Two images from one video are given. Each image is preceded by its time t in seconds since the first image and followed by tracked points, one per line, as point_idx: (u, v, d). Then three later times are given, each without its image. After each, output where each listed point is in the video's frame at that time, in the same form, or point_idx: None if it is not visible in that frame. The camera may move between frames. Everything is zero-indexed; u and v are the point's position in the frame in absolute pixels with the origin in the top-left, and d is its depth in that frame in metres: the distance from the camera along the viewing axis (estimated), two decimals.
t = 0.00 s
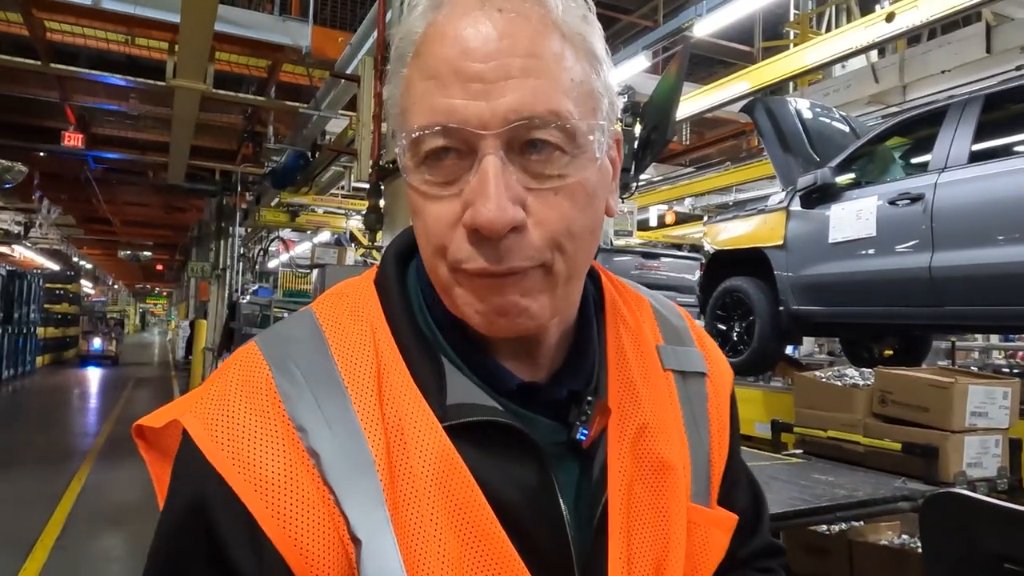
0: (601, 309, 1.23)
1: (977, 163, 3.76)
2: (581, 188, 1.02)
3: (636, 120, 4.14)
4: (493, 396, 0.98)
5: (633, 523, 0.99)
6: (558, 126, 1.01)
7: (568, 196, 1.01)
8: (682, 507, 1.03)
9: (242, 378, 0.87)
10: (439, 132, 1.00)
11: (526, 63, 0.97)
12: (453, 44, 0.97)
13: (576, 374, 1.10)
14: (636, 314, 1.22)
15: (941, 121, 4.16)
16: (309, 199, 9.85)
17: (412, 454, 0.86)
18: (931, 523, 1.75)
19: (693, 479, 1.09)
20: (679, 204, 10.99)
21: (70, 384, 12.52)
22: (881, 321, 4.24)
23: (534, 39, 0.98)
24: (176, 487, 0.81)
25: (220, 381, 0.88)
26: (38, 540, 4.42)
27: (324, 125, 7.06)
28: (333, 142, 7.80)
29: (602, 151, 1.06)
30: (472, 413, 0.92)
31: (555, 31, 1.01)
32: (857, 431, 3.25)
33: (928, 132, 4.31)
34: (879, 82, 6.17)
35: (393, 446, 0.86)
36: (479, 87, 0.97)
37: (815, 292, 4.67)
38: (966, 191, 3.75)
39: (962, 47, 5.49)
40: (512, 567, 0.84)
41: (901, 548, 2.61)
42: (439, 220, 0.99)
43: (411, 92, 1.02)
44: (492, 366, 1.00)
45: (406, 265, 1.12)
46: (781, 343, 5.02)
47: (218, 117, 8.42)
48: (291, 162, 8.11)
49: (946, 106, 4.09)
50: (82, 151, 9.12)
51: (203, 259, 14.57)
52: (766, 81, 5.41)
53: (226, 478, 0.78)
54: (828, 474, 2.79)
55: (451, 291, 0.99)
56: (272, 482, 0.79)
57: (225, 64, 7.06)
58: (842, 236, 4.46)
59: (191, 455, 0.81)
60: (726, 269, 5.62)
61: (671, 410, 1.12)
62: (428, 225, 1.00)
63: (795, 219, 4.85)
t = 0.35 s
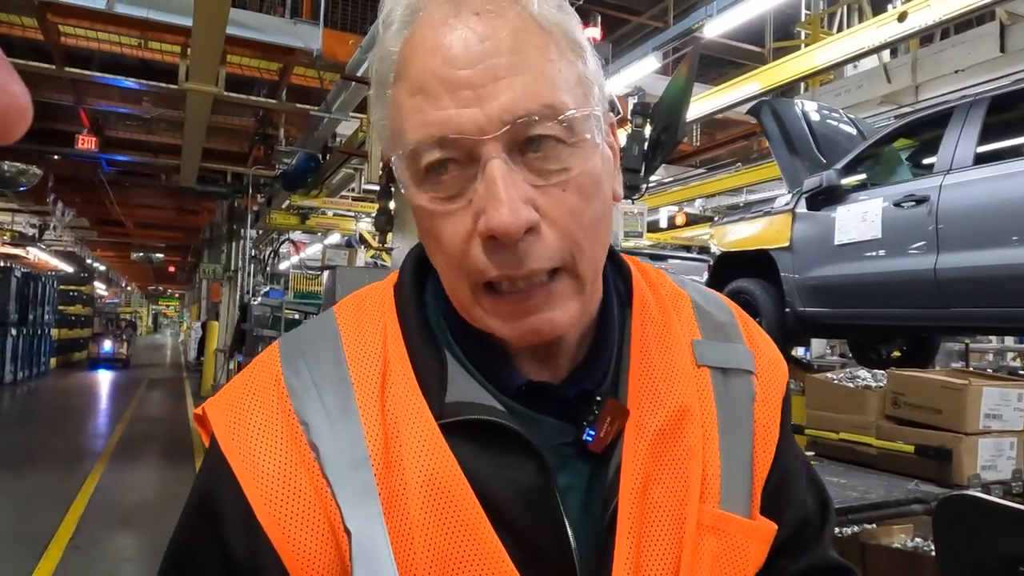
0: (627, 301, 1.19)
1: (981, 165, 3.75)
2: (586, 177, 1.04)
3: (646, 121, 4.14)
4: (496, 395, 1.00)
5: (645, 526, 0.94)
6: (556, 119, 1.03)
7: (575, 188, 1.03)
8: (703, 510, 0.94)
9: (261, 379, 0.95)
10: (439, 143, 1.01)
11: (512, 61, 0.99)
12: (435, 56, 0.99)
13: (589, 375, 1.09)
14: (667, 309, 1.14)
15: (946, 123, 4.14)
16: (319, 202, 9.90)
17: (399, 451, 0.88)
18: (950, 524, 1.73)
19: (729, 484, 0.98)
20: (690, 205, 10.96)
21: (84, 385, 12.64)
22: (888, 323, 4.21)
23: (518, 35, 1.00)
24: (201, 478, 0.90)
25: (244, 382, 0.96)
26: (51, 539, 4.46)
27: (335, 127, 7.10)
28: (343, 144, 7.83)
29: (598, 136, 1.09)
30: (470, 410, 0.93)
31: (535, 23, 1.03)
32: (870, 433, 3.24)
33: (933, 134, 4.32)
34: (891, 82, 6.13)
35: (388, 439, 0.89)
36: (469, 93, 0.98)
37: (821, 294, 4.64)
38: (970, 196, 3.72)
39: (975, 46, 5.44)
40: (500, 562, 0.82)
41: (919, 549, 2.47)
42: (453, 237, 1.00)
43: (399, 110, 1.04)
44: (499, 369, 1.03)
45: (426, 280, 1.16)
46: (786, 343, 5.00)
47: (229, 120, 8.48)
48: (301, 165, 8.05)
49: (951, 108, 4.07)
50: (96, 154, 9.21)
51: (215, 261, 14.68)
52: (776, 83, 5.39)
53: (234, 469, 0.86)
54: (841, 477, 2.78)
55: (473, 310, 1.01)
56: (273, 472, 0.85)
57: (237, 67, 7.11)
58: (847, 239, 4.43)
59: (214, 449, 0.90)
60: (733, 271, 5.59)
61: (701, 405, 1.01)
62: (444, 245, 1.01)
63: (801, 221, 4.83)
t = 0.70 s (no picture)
0: (664, 298, 1.21)
1: (985, 166, 3.70)
2: (626, 170, 1.04)
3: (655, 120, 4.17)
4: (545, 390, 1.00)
5: (692, 518, 0.94)
6: (597, 112, 1.02)
7: (615, 180, 1.03)
8: (750, 501, 0.96)
9: (312, 377, 0.94)
10: (483, 135, 1.02)
11: (557, 57, 0.99)
12: (483, 50, 1.00)
13: (631, 367, 1.10)
14: (701, 306, 1.16)
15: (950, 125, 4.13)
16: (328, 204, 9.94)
17: (456, 446, 0.87)
18: (963, 525, 1.73)
19: (768, 473, 1.00)
20: (699, 205, 10.94)
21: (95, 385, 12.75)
22: (898, 324, 4.18)
23: (564, 38, 1.00)
24: (255, 475, 0.87)
25: (292, 382, 0.95)
26: (64, 539, 4.49)
27: (344, 129, 7.12)
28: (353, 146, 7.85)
29: (639, 130, 1.08)
30: (523, 403, 0.94)
31: (579, 19, 1.03)
32: (884, 435, 3.22)
33: (939, 135, 4.30)
34: (902, 82, 6.08)
35: (444, 434, 0.88)
36: (514, 87, 0.99)
37: (828, 295, 4.61)
38: (970, 198, 3.69)
39: (987, 45, 5.37)
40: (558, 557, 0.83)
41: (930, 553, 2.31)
42: (496, 223, 1.01)
43: (449, 103, 1.05)
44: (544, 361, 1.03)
45: (467, 271, 1.15)
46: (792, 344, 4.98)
47: (239, 122, 8.55)
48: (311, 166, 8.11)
49: (956, 109, 4.05)
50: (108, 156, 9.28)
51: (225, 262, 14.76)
52: (785, 83, 5.37)
53: (294, 464, 0.84)
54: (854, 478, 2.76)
55: (512, 296, 1.01)
56: (334, 467, 0.84)
57: (247, 69, 7.12)
58: (852, 240, 4.40)
59: (266, 447, 0.88)
60: (738, 274, 5.55)
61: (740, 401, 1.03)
62: (487, 229, 1.03)
63: (806, 223, 4.80)
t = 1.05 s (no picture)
0: (718, 308, 1.23)
1: (997, 169, 3.67)
2: (683, 179, 1.05)
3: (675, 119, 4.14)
4: (615, 382, 0.99)
5: (763, 516, 0.94)
6: (657, 124, 1.03)
7: (672, 189, 1.04)
8: (811, 503, 0.99)
9: (395, 372, 0.89)
10: (546, 143, 1.02)
11: (620, 69, 1.00)
12: (547, 60, 1.00)
13: (695, 371, 1.10)
14: (752, 312, 1.21)
15: (963, 126, 4.08)
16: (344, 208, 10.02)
17: (554, 439, 0.85)
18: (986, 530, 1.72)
19: (817, 479, 1.05)
20: (714, 207, 10.88)
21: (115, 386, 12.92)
22: (911, 326, 4.15)
23: (627, 46, 1.00)
24: (352, 471, 0.80)
25: (371, 379, 0.90)
26: (86, 538, 4.56)
27: (361, 132, 7.18)
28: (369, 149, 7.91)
29: (700, 137, 1.09)
30: (605, 397, 0.93)
31: (642, 31, 1.03)
32: (904, 439, 3.18)
33: (951, 137, 4.21)
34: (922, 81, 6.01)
35: (534, 429, 0.86)
36: (577, 98, 1.00)
37: (840, 297, 4.56)
38: (986, 199, 3.65)
39: (1008, 44, 5.29)
40: (647, 555, 0.82)
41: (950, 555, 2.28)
42: (555, 229, 1.02)
43: (513, 110, 1.06)
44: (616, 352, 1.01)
45: (525, 266, 1.14)
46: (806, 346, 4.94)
47: (257, 126, 8.64)
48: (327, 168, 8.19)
49: (969, 111, 4.01)
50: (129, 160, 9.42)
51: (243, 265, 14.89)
52: (803, 83, 5.32)
53: (402, 455, 0.79)
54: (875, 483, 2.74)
55: (567, 299, 1.01)
56: (445, 457, 0.79)
57: (265, 73, 7.22)
58: (865, 242, 4.36)
59: (361, 442, 0.81)
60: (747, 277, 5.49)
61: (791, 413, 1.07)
62: (546, 234, 1.03)
63: (819, 225, 4.74)
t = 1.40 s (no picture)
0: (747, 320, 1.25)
1: (1001, 170, 3.65)
2: (731, 193, 1.05)
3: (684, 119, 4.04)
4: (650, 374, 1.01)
5: (788, 514, 0.95)
6: (710, 138, 1.03)
7: (719, 199, 1.04)
8: (833, 510, 1.00)
9: (445, 357, 0.88)
10: (600, 147, 1.02)
11: (678, 81, 1.00)
12: (608, 69, 1.00)
13: (730, 375, 1.10)
14: (778, 324, 1.25)
15: (966, 127, 4.06)
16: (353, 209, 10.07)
17: (602, 432, 0.85)
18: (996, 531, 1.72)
19: (837, 484, 1.06)
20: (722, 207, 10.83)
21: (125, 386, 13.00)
22: (916, 326, 4.12)
23: (684, 56, 1.01)
24: (404, 454, 0.80)
25: (420, 362, 0.89)
26: (97, 536, 4.59)
27: (369, 132, 7.21)
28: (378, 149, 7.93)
29: (750, 151, 1.09)
30: (647, 393, 0.93)
31: (701, 45, 1.03)
32: (915, 440, 3.16)
33: (955, 138, 4.16)
34: (933, 80, 5.97)
35: (580, 422, 0.86)
36: (635, 107, 1.00)
37: (844, 297, 4.53)
38: (991, 199, 3.62)
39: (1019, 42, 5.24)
40: (685, 554, 0.82)
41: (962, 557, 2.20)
42: (601, 227, 1.03)
43: (571, 114, 1.06)
44: (653, 357, 1.03)
45: (565, 263, 1.14)
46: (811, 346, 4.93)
47: (266, 126, 8.70)
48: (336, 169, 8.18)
49: (971, 112, 3.99)
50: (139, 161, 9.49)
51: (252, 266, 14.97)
52: (811, 82, 5.26)
53: (456, 439, 0.78)
54: (887, 483, 2.73)
55: (606, 296, 1.02)
56: (498, 444, 0.79)
57: (273, 75, 7.29)
58: (869, 243, 4.34)
59: (414, 426, 0.81)
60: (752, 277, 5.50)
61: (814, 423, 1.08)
62: (591, 233, 1.04)
63: (823, 225, 4.71)
